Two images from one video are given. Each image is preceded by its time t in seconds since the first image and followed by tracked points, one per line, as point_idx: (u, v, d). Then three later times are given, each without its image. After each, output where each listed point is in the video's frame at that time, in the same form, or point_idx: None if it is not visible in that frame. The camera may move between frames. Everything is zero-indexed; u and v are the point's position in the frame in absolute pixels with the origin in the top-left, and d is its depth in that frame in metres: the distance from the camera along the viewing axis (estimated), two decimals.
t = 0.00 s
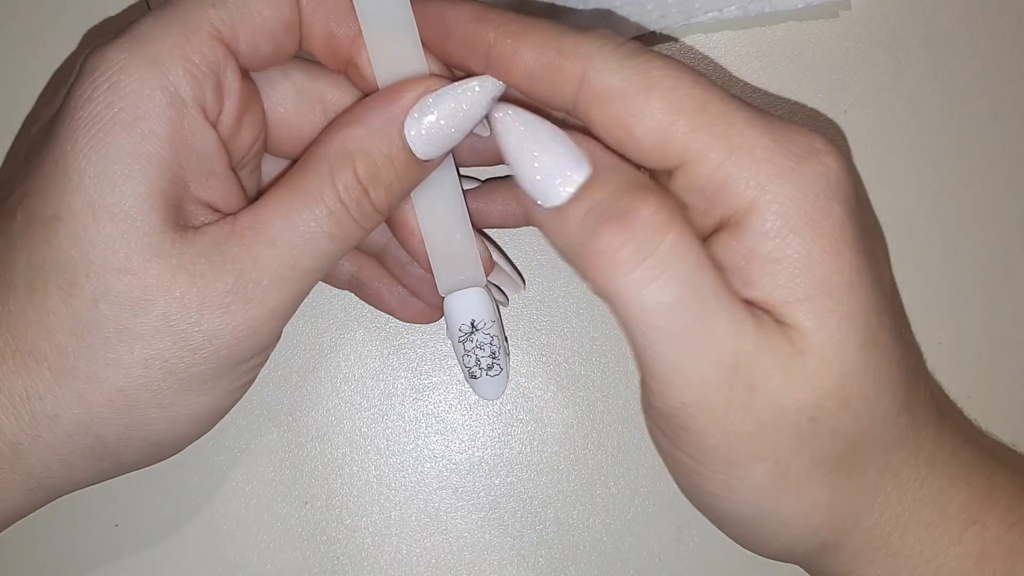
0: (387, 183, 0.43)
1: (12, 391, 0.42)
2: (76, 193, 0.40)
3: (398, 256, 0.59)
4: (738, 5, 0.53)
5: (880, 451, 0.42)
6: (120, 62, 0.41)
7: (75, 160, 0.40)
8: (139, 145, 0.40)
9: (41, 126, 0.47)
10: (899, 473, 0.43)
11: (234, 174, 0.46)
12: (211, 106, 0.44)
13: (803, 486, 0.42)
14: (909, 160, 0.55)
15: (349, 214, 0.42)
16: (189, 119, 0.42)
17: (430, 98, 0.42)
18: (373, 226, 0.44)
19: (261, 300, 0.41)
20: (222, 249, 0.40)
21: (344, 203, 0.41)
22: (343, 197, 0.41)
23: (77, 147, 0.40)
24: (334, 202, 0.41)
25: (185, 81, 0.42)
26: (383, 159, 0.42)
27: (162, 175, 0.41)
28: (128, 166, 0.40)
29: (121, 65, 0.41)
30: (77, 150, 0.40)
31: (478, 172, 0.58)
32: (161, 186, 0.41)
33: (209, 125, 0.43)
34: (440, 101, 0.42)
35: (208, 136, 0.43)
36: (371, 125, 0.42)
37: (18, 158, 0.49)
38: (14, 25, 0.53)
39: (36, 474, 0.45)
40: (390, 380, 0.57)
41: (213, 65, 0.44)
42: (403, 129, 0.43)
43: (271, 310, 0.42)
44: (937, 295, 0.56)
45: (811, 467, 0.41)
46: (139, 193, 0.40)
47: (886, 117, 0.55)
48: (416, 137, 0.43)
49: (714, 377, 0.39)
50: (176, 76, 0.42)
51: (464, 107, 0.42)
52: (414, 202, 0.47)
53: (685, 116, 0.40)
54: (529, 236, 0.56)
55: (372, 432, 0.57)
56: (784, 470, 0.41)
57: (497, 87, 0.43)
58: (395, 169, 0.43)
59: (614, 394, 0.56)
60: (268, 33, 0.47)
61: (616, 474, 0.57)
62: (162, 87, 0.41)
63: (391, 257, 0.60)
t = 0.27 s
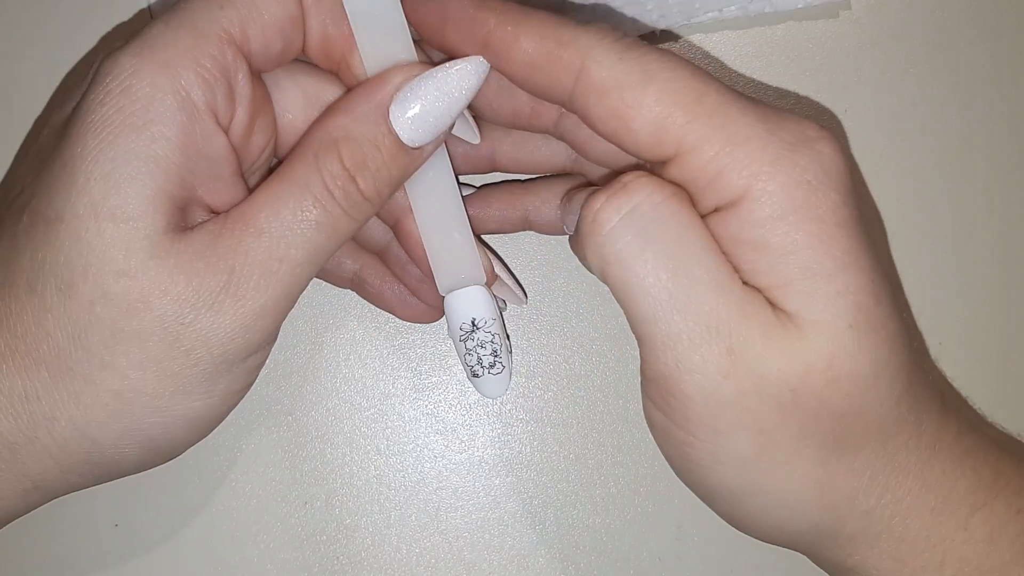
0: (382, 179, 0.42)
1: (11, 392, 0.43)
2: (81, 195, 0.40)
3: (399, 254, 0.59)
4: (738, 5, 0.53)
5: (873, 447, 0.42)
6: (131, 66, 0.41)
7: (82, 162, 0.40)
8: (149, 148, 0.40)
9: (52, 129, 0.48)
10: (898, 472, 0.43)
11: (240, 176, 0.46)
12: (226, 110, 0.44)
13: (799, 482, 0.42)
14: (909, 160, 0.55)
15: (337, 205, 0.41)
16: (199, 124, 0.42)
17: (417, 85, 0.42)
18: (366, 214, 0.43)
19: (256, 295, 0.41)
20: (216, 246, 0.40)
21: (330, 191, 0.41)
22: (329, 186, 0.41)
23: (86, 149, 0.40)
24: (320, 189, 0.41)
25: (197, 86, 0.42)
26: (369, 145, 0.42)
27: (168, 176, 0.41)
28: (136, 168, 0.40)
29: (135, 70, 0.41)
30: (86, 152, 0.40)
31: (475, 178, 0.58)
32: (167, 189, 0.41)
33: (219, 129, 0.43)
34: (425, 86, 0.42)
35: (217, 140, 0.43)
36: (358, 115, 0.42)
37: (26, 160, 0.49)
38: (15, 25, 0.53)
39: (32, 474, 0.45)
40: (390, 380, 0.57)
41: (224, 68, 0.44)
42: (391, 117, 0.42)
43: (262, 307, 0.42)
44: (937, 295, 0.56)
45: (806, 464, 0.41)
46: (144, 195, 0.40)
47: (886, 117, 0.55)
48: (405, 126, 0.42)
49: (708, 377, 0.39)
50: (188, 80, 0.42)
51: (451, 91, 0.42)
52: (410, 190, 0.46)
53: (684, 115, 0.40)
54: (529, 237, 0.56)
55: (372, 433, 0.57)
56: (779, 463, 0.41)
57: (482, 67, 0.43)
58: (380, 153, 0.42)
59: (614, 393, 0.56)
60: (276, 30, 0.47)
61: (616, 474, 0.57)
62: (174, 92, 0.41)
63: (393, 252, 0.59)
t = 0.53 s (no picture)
0: (386, 180, 0.43)
1: (14, 389, 0.43)
2: (81, 193, 0.40)
3: (394, 249, 0.58)
4: (738, 6, 0.53)
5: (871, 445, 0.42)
6: (129, 63, 0.41)
7: (82, 160, 0.40)
8: (149, 145, 0.40)
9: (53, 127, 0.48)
10: (896, 470, 0.44)
11: (239, 175, 0.46)
12: (224, 106, 0.44)
13: (799, 479, 0.42)
14: (908, 160, 0.55)
15: (347, 209, 0.42)
16: (199, 120, 0.42)
17: (424, 91, 0.42)
18: (372, 224, 0.43)
19: (259, 301, 0.41)
20: (222, 249, 0.40)
21: (342, 198, 0.41)
22: (342, 192, 0.41)
23: (86, 146, 0.40)
24: (332, 199, 0.41)
25: (195, 82, 0.42)
26: (381, 152, 0.42)
27: (168, 173, 0.41)
28: (136, 165, 0.40)
29: (133, 67, 0.41)
30: (85, 149, 0.40)
31: (474, 180, 0.59)
32: (168, 186, 0.41)
33: (218, 126, 0.43)
34: (431, 93, 0.42)
35: (216, 137, 0.43)
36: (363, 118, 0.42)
37: (30, 158, 0.49)
38: (16, 25, 0.53)
39: (34, 471, 0.46)
40: (390, 380, 0.57)
41: (222, 64, 0.44)
42: (400, 124, 0.42)
43: (271, 309, 0.42)
44: (936, 294, 0.56)
45: (805, 462, 0.42)
46: (143, 192, 0.40)
47: (885, 117, 0.55)
48: (415, 132, 0.43)
49: (701, 375, 0.40)
50: (187, 77, 0.42)
51: (458, 97, 0.43)
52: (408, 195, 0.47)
53: (682, 115, 0.41)
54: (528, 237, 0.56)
55: (373, 433, 0.57)
56: (776, 460, 0.41)
57: (486, 69, 0.43)
58: (394, 163, 0.43)
59: (613, 393, 0.56)
60: (276, 29, 0.47)
61: (616, 473, 0.57)
62: (172, 88, 0.41)
63: (388, 248, 0.58)
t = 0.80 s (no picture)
0: (386, 181, 0.43)
1: (12, 389, 0.43)
2: (80, 192, 0.40)
3: (394, 250, 0.58)
4: (738, 5, 0.53)
5: (871, 446, 0.42)
6: (129, 62, 0.41)
7: (81, 160, 0.40)
8: (148, 144, 0.40)
9: (52, 127, 0.48)
10: (896, 470, 0.43)
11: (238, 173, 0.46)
12: (224, 106, 0.44)
13: (799, 479, 0.42)
14: (909, 160, 0.55)
15: (348, 211, 0.42)
16: (198, 120, 0.42)
17: (425, 93, 0.42)
18: (370, 225, 0.43)
19: (259, 301, 0.41)
20: (223, 250, 0.40)
21: (343, 201, 0.41)
22: (343, 194, 0.41)
23: (84, 145, 0.40)
24: (332, 199, 0.41)
25: (194, 81, 0.42)
26: (382, 154, 0.42)
27: (168, 172, 0.41)
28: (136, 164, 0.40)
29: (131, 67, 0.41)
30: (85, 149, 0.40)
31: (475, 183, 0.59)
32: (168, 186, 0.41)
33: (217, 125, 0.43)
34: (432, 95, 0.42)
35: (216, 136, 0.43)
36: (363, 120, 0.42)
37: (29, 157, 0.49)
38: (14, 25, 0.53)
39: (32, 471, 0.46)
40: (390, 380, 0.57)
41: (222, 64, 0.44)
42: (401, 127, 0.42)
43: (271, 311, 0.42)
44: (937, 294, 0.56)
45: (804, 462, 0.42)
46: (142, 193, 0.40)
47: (886, 117, 0.55)
48: (416, 135, 0.42)
49: (700, 376, 0.40)
50: (186, 77, 0.42)
51: (459, 99, 0.42)
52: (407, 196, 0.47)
53: (683, 115, 0.41)
54: (530, 237, 0.56)
55: (373, 433, 0.57)
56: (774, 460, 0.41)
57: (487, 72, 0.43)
58: (394, 165, 0.43)
59: (613, 393, 0.56)
60: (275, 28, 0.47)
61: (616, 473, 0.57)
62: (171, 88, 0.41)
63: (388, 248, 0.58)
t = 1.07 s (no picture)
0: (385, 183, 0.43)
1: (11, 385, 0.43)
2: (68, 184, 0.40)
3: (393, 261, 0.59)
4: (738, 6, 0.53)
5: (867, 446, 0.42)
6: (117, 54, 0.41)
7: (70, 152, 0.40)
8: (135, 136, 0.40)
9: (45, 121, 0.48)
10: (893, 471, 0.43)
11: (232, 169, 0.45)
12: (212, 99, 0.44)
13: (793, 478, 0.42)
14: (907, 160, 0.55)
15: (349, 217, 0.41)
16: (184, 111, 0.42)
17: (425, 96, 0.43)
18: (374, 231, 0.43)
19: (249, 305, 0.41)
20: (212, 249, 0.40)
21: (345, 208, 0.41)
22: (346, 201, 0.41)
23: (72, 137, 0.40)
24: (331, 207, 0.41)
25: (181, 74, 0.42)
26: (382, 157, 0.42)
27: (154, 164, 0.41)
28: (122, 156, 0.40)
29: (119, 58, 0.41)
30: (71, 141, 0.40)
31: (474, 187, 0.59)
32: (155, 180, 0.41)
33: (206, 119, 0.43)
34: (432, 98, 0.43)
35: (204, 130, 0.43)
36: (367, 123, 0.42)
37: (24, 154, 0.49)
38: (11, 21, 0.53)
39: (24, 464, 0.46)
40: (390, 380, 0.57)
41: (210, 58, 0.44)
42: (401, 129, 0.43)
43: (260, 312, 0.42)
44: (934, 294, 0.56)
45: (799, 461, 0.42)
46: (128, 184, 0.40)
47: (885, 117, 0.55)
48: (416, 138, 0.43)
49: (693, 375, 0.41)
50: (173, 69, 0.42)
51: (457, 102, 0.43)
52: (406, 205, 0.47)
53: (679, 115, 0.41)
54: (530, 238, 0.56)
55: (373, 433, 0.57)
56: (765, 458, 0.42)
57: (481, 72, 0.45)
58: (398, 169, 0.43)
59: (613, 394, 0.56)
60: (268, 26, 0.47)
61: (614, 474, 0.57)
62: (157, 80, 0.41)
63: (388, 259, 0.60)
